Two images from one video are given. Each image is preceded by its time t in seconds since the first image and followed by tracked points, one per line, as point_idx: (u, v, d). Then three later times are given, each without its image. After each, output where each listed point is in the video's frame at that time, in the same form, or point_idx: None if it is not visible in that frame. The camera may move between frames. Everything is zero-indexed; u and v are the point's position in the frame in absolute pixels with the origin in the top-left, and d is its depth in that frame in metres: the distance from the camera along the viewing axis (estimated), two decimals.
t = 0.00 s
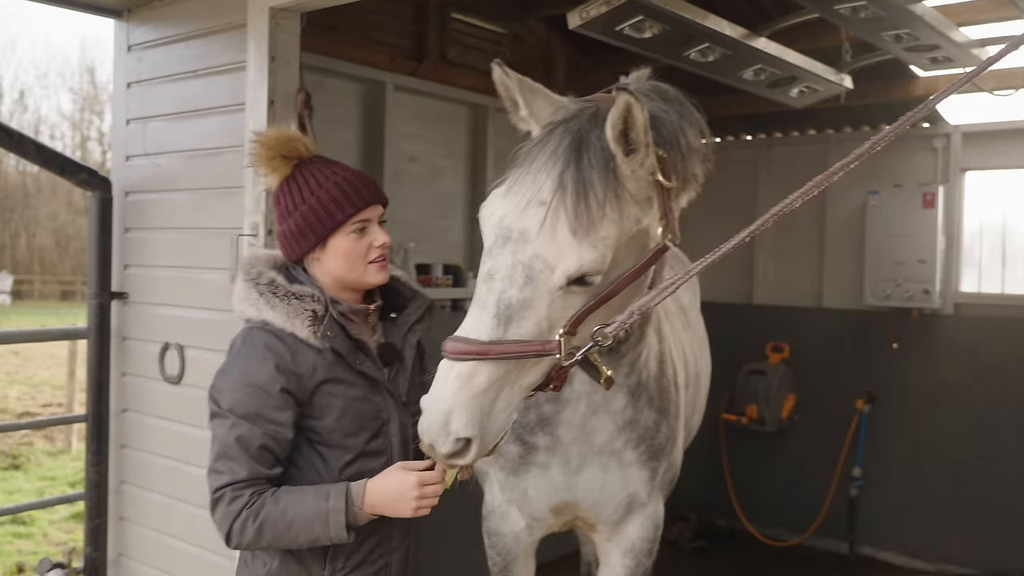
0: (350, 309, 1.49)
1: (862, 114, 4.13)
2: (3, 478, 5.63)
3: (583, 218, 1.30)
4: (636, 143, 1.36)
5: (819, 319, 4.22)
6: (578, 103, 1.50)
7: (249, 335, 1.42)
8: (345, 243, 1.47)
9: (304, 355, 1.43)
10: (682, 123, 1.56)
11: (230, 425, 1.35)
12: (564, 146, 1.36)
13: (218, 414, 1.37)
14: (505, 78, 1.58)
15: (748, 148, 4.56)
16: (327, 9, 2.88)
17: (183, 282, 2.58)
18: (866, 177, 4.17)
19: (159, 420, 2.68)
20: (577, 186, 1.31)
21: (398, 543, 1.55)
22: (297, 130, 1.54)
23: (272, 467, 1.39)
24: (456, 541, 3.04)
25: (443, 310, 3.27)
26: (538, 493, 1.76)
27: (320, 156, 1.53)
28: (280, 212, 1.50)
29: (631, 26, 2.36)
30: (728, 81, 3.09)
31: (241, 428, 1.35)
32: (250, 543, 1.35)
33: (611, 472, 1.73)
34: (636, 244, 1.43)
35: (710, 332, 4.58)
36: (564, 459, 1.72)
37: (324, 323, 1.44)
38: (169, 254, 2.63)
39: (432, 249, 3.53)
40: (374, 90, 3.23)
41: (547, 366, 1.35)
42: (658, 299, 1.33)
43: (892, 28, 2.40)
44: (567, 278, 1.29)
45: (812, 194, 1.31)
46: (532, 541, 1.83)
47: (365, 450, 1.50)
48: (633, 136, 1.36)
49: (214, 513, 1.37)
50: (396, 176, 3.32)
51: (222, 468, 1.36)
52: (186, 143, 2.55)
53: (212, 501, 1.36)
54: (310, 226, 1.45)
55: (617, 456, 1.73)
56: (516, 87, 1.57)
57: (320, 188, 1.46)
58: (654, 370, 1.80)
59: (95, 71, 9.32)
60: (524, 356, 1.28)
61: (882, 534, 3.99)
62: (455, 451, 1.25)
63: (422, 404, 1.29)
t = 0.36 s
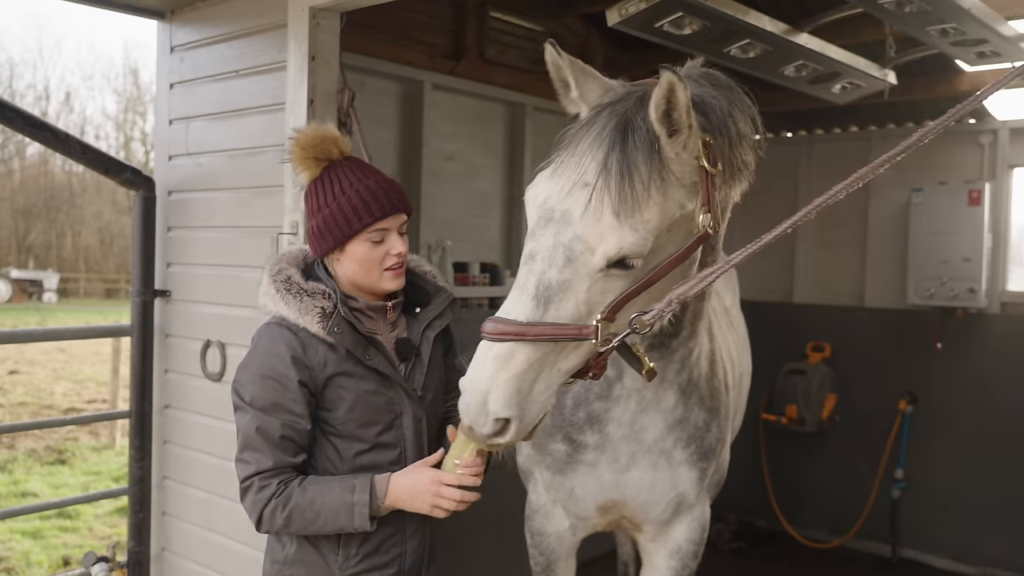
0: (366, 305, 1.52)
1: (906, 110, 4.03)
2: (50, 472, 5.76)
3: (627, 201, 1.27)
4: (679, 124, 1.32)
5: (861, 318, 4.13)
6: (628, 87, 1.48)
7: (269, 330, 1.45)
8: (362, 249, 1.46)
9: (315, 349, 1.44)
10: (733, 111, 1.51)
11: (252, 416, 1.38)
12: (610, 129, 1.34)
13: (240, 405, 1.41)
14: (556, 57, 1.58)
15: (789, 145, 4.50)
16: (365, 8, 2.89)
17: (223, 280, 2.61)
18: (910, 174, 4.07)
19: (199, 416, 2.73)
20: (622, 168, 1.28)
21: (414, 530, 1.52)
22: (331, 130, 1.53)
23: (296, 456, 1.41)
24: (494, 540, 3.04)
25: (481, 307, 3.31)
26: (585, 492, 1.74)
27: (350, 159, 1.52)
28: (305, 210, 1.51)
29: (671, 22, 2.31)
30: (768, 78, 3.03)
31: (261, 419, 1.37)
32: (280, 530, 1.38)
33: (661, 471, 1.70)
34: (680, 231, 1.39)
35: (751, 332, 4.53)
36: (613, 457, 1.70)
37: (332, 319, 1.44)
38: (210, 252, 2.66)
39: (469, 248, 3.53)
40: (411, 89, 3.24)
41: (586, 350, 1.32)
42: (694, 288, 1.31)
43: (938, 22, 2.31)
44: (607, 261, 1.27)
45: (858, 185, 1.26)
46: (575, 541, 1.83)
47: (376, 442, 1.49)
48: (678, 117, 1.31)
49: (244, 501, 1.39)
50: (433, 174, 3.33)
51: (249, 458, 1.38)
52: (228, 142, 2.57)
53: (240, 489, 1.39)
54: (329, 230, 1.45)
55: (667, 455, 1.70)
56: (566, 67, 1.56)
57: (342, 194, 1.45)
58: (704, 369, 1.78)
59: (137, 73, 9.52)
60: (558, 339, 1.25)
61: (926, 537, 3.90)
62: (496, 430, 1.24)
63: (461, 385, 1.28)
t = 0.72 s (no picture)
0: (360, 305, 1.51)
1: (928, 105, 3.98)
2: (74, 471, 5.83)
3: (620, 166, 1.28)
4: (667, 86, 1.31)
5: (883, 313, 4.09)
6: (631, 60, 1.49)
7: (264, 335, 1.47)
8: (358, 258, 1.47)
9: (312, 350, 1.45)
10: (735, 81, 1.51)
11: (266, 422, 1.38)
12: (607, 98, 1.36)
13: (250, 413, 1.41)
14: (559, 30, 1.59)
15: (810, 142, 4.46)
16: (383, 8, 2.90)
17: (244, 280, 2.63)
18: (930, 168, 4.04)
19: (220, 415, 2.75)
20: (616, 135, 1.29)
21: (419, 534, 1.52)
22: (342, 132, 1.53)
23: (315, 455, 1.41)
24: (516, 538, 3.04)
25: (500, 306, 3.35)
26: (613, 489, 1.73)
27: (356, 164, 1.51)
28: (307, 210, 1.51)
29: (689, 19, 2.30)
30: (788, 73, 3.00)
31: (273, 424, 1.38)
32: (307, 538, 1.36)
33: (689, 467, 1.69)
34: (680, 198, 1.37)
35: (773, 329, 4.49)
36: (641, 453, 1.69)
37: (324, 322, 1.46)
38: (230, 252, 2.68)
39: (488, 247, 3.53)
40: (429, 88, 3.24)
41: (590, 323, 1.32)
42: (699, 260, 1.31)
43: (960, 16, 2.26)
44: (604, 228, 1.28)
45: (870, 158, 1.24)
46: (600, 540, 1.82)
47: (381, 441, 1.49)
48: (666, 78, 1.30)
49: (272, 511, 1.39)
50: (451, 173, 3.33)
51: (268, 465, 1.38)
52: (247, 142, 2.59)
53: (267, 499, 1.38)
54: (327, 235, 1.46)
55: (696, 451, 1.69)
56: (568, 42, 1.58)
57: (343, 202, 1.45)
58: (734, 365, 1.77)
59: (157, 76, 9.62)
60: (558, 308, 1.26)
61: (948, 535, 3.85)
62: (497, 403, 1.26)
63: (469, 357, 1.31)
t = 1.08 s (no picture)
0: (375, 304, 1.52)
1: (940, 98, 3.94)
2: (90, 470, 5.88)
3: (623, 152, 1.28)
4: (672, 69, 1.30)
5: (895, 307, 4.06)
6: (637, 53, 1.50)
7: (282, 333, 1.47)
8: (366, 262, 1.47)
9: (330, 346, 1.45)
10: (742, 76, 1.51)
11: (285, 420, 1.39)
12: (612, 87, 1.35)
13: (269, 412, 1.41)
14: (569, 17, 1.57)
15: (822, 135, 4.43)
16: (392, 5, 2.90)
17: (255, 278, 2.64)
18: (944, 162, 4.01)
19: (233, 413, 2.76)
20: (619, 123, 1.29)
21: (438, 528, 1.53)
22: (351, 135, 1.52)
23: (333, 452, 1.41)
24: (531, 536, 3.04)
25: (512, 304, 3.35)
26: (628, 487, 1.73)
27: (364, 168, 1.51)
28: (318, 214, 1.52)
29: (699, 13, 2.29)
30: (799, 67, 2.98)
31: (292, 422, 1.38)
32: (324, 534, 1.38)
33: (705, 465, 1.68)
34: (683, 189, 1.35)
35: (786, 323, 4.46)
36: (655, 451, 1.68)
37: (342, 317, 1.46)
38: (242, 251, 2.69)
39: (498, 244, 3.53)
40: (438, 85, 3.24)
41: (589, 318, 1.31)
42: (700, 252, 1.29)
43: (973, 7, 2.24)
44: (604, 213, 1.27)
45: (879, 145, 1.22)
46: (615, 536, 1.82)
47: (399, 433, 1.50)
48: (669, 62, 1.29)
49: (290, 509, 1.39)
50: (461, 170, 3.33)
51: (286, 464, 1.39)
52: (258, 141, 2.59)
53: (285, 496, 1.39)
54: (334, 240, 1.46)
55: (711, 449, 1.68)
56: (578, 30, 1.58)
57: (348, 208, 1.45)
58: (748, 362, 1.76)
59: (169, 76, 9.69)
60: (556, 299, 1.26)
61: (963, 530, 3.82)
62: (487, 398, 1.25)
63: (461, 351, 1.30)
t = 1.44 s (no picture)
0: (377, 303, 1.52)
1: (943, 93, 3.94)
2: (94, 468, 5.89)
3: (628, 156, 1.28)
4: (672, 69, 1.31)
5: (898, 304, 4.05)
6: (635, 55, 1.50)
7: (285, 331, 1.48)
8: (365, 263, 1.47)
9: (331, 344, 1.46)
10: (741, 77, 1.51)
11: (287, 417, 1.40)
12: (612, 92, 1.36)
13: (271, 409, 1.42)
14: (566, 24, 1.58)
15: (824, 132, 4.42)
16: (394, 4, 2.91)
17: (258, 277, 2.64)
18: (948, 159, 3.99)
19: (237, 412, 2.76)
20: (623, 128, 1.29)
21: (440, 525, 1.53)
22: (347, 137, 1.52)
23: (334, 448, 1.42)
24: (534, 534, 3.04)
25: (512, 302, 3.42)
26: (630, 484, 1.73)
27: (361, 169, 1.51)
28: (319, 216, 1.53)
29: (701, 10, 2.29)
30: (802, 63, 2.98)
31: (294, 418, 1.39)
32: (322, 530, 1.38)
33: (705, 463, 1.68)
34: (687, 190, 1.36)
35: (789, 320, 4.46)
36: (656, 449, 1.69)
37: (343, 314, 1.46)
38: (244, 250, 2.69)
39: (501, 241, 3.53)
40: (440, 83, 3.24)
41: (598, 326, 1.31)
42: (713, 263, 1.27)
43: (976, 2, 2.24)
44: (611, 219, 1.27)
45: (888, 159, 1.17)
46: (618, 533, 1.82)
47: (400, 430, 1.50)
48: (670, 63, 1.30)
49: (291, 503, 1.40)
50: (463, 168, 3.33)
51: (288, 459, 1.40)
52: (260, 139, 2.60)
53: (285, 491, 1.40)
54: (333, 242, 1.47)
55: (712, 447, 1.68)
56: (577, 37, 1.58)
57: (344, 210, 1.45)
58: (749, 358, 1.76)
59: (171, 75, 9.71)
60: (565, 309, 1.25)
61: (967, 527, 3.81)
62: (502, 411, 1.24)
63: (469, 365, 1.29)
